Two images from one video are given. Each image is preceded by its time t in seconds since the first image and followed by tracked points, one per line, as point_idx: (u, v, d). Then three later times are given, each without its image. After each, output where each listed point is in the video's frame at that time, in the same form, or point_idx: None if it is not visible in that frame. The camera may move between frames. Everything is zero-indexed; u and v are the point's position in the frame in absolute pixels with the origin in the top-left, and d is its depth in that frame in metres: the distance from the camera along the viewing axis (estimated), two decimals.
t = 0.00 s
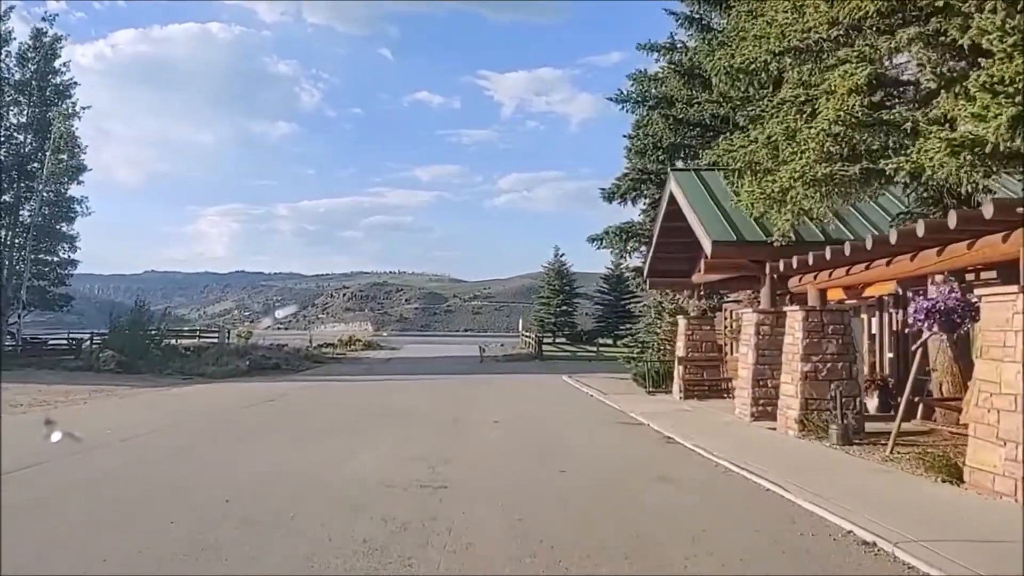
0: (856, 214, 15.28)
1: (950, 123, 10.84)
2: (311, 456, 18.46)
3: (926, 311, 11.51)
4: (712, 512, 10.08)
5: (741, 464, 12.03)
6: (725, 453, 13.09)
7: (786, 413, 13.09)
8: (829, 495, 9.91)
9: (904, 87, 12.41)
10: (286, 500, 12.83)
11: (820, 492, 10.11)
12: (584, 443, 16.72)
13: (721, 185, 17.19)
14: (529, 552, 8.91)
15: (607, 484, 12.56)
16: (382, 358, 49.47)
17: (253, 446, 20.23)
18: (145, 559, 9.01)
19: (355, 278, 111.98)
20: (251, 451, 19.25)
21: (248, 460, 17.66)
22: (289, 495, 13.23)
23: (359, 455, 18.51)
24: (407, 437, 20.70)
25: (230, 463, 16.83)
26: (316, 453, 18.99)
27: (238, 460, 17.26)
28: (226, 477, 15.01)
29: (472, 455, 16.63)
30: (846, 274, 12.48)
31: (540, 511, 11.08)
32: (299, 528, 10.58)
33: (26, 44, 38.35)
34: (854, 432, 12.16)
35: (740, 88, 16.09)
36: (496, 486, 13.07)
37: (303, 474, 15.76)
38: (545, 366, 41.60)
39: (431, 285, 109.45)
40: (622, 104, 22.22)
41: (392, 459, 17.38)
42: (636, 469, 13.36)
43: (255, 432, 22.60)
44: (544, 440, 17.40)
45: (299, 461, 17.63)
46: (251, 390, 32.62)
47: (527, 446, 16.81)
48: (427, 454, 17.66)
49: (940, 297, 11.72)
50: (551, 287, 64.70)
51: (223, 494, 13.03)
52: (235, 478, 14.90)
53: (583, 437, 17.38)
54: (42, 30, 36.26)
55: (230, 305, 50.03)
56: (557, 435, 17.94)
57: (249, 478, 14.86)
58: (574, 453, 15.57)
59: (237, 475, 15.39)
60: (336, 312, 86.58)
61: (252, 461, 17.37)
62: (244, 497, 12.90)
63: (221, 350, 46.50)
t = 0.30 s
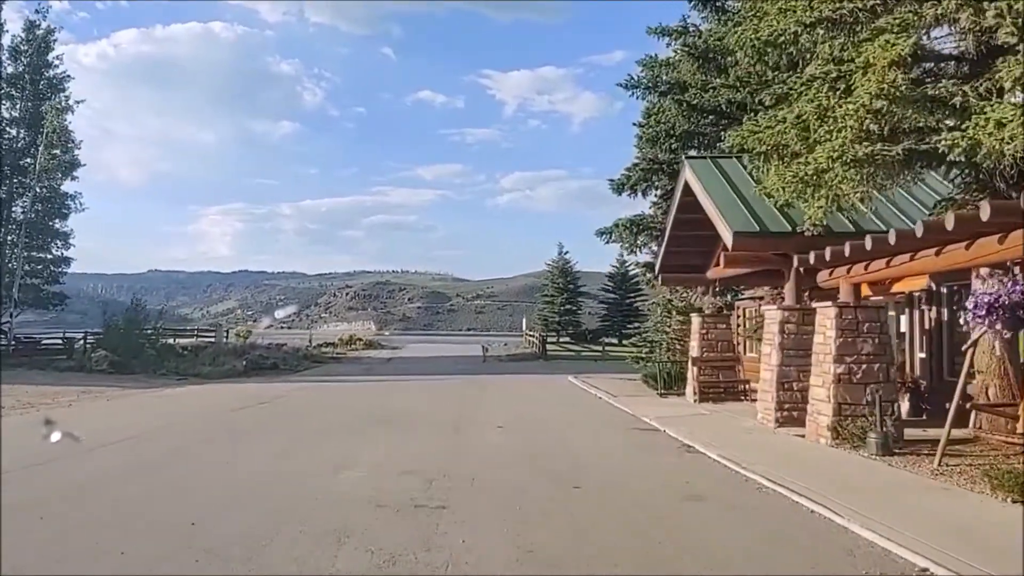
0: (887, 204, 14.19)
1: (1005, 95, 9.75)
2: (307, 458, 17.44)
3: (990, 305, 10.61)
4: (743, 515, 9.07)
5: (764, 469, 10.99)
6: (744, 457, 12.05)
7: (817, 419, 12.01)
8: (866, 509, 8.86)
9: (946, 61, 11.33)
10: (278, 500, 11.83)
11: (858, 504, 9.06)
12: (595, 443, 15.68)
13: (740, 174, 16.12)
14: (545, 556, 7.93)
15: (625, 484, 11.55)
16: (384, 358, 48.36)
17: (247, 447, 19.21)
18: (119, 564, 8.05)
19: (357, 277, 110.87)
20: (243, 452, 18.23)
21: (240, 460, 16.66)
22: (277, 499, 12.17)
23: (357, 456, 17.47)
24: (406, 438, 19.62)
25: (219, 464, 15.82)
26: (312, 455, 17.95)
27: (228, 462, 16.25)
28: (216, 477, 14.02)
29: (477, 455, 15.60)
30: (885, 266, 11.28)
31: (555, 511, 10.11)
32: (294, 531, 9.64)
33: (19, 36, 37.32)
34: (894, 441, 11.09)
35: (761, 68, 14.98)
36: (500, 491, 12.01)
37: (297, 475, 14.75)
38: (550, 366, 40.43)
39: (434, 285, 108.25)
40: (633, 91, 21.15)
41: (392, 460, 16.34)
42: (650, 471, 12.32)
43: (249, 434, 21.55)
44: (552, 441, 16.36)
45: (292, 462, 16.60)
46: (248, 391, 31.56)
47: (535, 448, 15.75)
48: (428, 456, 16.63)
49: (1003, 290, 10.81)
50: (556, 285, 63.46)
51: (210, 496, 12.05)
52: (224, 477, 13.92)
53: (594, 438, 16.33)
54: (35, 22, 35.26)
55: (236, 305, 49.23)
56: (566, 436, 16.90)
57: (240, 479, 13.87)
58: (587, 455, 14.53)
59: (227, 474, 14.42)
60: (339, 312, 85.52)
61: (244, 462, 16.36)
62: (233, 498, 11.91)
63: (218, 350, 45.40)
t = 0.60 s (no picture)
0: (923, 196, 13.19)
1: None
2: (303, 460, 16.52)
3: None
4: (776, 524, 8.19)
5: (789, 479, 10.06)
6: (767, 464, 11.12)
7: (850, 428, 11.06)
8: (906, 524, 7.94)
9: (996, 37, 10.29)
10: (270, 503, 10.94)
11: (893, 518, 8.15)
12: (607, 445, 14.75)
13: (761, 165, 15.18)
14: (562, 566, 7.04)
15: (641, 489, 10.65)
16: (385, 359, 47.37)
17: (241, 448, 18.29)
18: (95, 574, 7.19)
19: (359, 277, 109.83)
20: (236, 453, 17.31)
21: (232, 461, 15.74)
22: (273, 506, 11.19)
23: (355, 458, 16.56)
24: (406, 442, 18.64)
25: (209, 464, 14.91)
26: (308, 456, 17.02)
27: (219, 462, 15.32)
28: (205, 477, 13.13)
29: (483, 456, 14.69)
30: (928, 261, 10.21)
31: (569, 517, 9.23)
32: (286, 538, 8.77)
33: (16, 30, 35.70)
34: (938, 453, 10.15)
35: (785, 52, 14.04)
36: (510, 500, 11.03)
37: (292, 477, 13.86)
38: (555, 368, 39.44)
39: (437, 285, 107.19)
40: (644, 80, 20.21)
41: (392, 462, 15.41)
42: (667, 477, 11.42)
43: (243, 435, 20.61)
44: (560, 442, 15.44)
45: (286, 464, 15.69)
46: (245, 391, 30.59)
47: (543, 450, 14.83)
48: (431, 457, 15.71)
49: None
50: (560, 285, 62.41)
51: (195, 496, 11.19)
52: (215, 479, 13.04)
53: (606, 439, 15.41)
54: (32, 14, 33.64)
55: (238, 304, 48.30)
56: (575, 437, 15.98)
57: (231, 479, 12.97)
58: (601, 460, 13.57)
59: (217, 474, 13.51)
60: (341, 312, 84.50)
61: (235, 463, 15.44)
62: (221, 500, 11.03)
63: (216, 351, 44.37)
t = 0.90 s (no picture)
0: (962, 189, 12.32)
1: None
2: (300, 462, 15.73)
3: None
4: (819, 541, 7.32)
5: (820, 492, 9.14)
6: (793, 472, 10.21)
7: (887, 437, 10.19)
8: (969, 551, 7.02)
9: None
10: (261, 508, 10.13)
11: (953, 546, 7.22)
12: (620, 449, 13.92)
13: (783, 153, 14.34)
14: None
15: (663, 499, 9.80)
16: (388, 360, 46.54)
17: (235, 450, 17.49)
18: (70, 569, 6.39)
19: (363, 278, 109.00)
20: (231, 456, 16.51)
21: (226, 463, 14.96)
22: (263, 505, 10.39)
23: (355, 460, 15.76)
24: (408, 443, 17.84)
25: (200, 466, 14.11)
26: (306, 459, 16.21)
27: (212, 464, 14.53)
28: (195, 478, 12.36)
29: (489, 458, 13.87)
30: (981, 253, 9.24)
31: (585, 529, 8.40)
32: (275, 549, 7.95)
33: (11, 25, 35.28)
34: (987, 464, 9.28)
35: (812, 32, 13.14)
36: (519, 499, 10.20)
37: (287, 480, 13.06)
38: (561, 369, 38.60)
39: (441, 285, 106.31)
40: (656, 68, 19.41)
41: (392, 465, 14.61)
42: (687, 484, 10.55)
43: (239, 437, 19.80)
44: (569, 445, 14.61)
45: (281, 467, 14.89)
46: (244, 393, 29.77)
47: (552, 453, 14.00)
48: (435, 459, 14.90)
49: None
50: (565, 285, 61.31)
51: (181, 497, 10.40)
52: (204, 480, 12.24)
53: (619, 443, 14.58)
54: (27, 9, 33.16)
55: (242, 305, 47.55)
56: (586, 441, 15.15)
57: (222, 480, 12.20)
58: (614, 464, 12.75)
59: (209, 477, 12.73)
60: (345, 312, 83.89)
61: (228, 467, 14.66)
62: (207, 504, 10.23)
63: (216, 351, 43.61)
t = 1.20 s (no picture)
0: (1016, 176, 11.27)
1: None
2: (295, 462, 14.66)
3: None
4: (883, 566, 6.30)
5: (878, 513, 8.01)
6: (837, 486, 9.18)
7: (942, 451, 9.18)
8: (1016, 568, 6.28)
9: None
10: (244, 513, 9.07)
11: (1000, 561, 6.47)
12: (639, 448, 12.83)
13: (813, 139, 13.30)
14: None
15: (696, 510, 8.70)
16: (392, 360, 45.48)
17: (227, 451, 16.43)
18: None
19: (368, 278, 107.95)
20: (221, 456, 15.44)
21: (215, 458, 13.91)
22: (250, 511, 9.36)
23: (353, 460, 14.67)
24: (410, 447, 16.81)
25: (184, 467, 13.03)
26: (302, 462, 15.17)
27: (201, 466, 13.49)
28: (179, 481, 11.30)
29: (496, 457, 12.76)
30: None
31: (610, 543, 7.39)
32: (258, 563, 6.86)
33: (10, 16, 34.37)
34: None
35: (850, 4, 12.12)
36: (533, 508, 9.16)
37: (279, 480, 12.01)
38: (568, 371, 37.59)
39: (445, 285, 105.37)
40: (673, 53, 18.30)
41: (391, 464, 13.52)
42: (721, 493, 9.47)
43: (232, 438, 18.73)
44: (582, 445, 13.51)
45: (272, 468, 13.78)
46: (242, 393, 28.73)
47: (566, 453, 12.89)
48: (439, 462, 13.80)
49: None
50: (572, 284, 60.31)
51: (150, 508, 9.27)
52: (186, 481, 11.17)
53: (636, 443, 13.47)
54: None
55: (247, 305, 46.66)
56: (602, 439, 14.06)
57: (208, 484, 11.15)
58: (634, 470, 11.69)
59: (194, 475, 11.68)
60: (349, 312, 82.95)
61: (218, 465, 13.60)
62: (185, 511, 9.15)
63: (216, 351, 42.60)
